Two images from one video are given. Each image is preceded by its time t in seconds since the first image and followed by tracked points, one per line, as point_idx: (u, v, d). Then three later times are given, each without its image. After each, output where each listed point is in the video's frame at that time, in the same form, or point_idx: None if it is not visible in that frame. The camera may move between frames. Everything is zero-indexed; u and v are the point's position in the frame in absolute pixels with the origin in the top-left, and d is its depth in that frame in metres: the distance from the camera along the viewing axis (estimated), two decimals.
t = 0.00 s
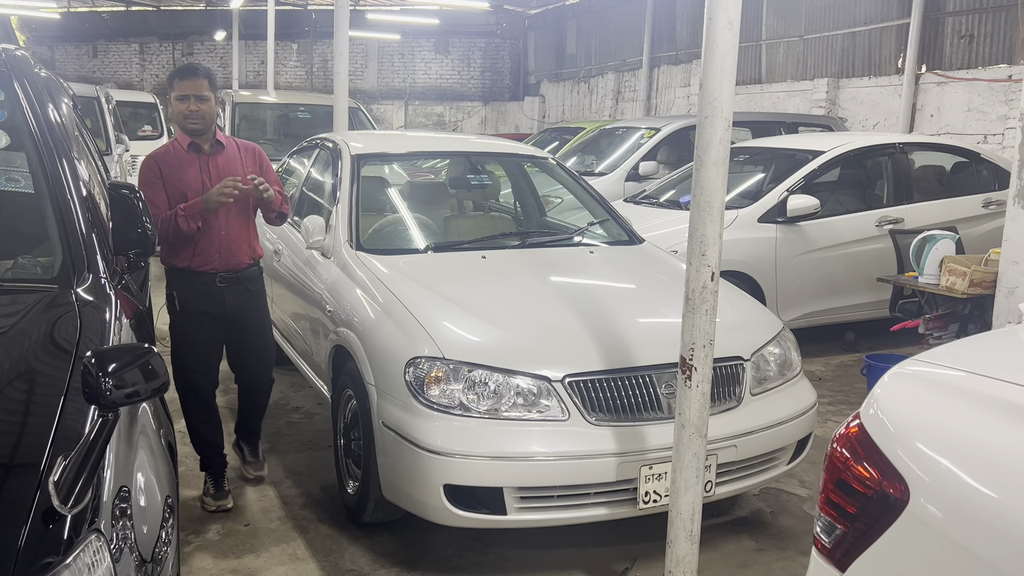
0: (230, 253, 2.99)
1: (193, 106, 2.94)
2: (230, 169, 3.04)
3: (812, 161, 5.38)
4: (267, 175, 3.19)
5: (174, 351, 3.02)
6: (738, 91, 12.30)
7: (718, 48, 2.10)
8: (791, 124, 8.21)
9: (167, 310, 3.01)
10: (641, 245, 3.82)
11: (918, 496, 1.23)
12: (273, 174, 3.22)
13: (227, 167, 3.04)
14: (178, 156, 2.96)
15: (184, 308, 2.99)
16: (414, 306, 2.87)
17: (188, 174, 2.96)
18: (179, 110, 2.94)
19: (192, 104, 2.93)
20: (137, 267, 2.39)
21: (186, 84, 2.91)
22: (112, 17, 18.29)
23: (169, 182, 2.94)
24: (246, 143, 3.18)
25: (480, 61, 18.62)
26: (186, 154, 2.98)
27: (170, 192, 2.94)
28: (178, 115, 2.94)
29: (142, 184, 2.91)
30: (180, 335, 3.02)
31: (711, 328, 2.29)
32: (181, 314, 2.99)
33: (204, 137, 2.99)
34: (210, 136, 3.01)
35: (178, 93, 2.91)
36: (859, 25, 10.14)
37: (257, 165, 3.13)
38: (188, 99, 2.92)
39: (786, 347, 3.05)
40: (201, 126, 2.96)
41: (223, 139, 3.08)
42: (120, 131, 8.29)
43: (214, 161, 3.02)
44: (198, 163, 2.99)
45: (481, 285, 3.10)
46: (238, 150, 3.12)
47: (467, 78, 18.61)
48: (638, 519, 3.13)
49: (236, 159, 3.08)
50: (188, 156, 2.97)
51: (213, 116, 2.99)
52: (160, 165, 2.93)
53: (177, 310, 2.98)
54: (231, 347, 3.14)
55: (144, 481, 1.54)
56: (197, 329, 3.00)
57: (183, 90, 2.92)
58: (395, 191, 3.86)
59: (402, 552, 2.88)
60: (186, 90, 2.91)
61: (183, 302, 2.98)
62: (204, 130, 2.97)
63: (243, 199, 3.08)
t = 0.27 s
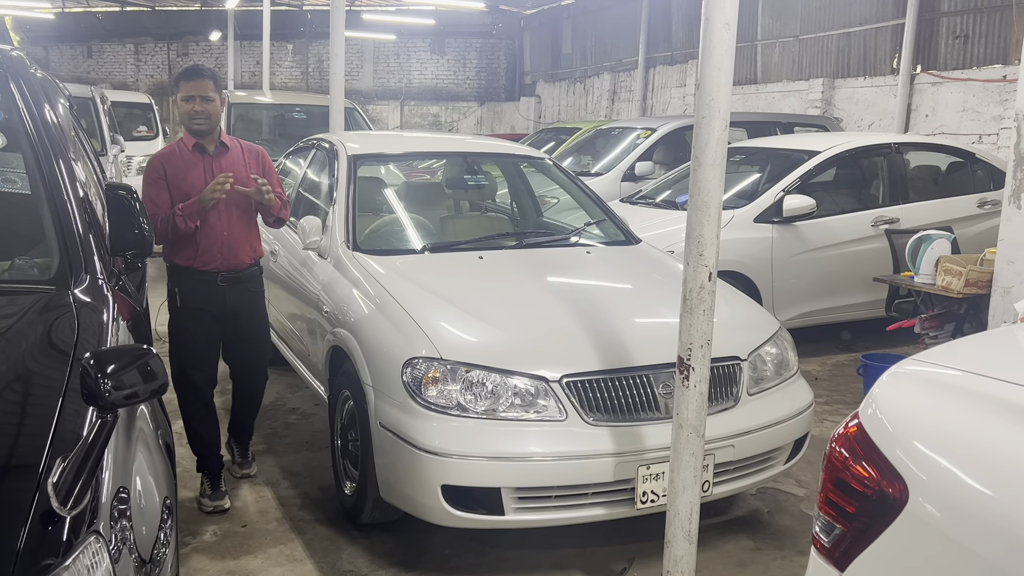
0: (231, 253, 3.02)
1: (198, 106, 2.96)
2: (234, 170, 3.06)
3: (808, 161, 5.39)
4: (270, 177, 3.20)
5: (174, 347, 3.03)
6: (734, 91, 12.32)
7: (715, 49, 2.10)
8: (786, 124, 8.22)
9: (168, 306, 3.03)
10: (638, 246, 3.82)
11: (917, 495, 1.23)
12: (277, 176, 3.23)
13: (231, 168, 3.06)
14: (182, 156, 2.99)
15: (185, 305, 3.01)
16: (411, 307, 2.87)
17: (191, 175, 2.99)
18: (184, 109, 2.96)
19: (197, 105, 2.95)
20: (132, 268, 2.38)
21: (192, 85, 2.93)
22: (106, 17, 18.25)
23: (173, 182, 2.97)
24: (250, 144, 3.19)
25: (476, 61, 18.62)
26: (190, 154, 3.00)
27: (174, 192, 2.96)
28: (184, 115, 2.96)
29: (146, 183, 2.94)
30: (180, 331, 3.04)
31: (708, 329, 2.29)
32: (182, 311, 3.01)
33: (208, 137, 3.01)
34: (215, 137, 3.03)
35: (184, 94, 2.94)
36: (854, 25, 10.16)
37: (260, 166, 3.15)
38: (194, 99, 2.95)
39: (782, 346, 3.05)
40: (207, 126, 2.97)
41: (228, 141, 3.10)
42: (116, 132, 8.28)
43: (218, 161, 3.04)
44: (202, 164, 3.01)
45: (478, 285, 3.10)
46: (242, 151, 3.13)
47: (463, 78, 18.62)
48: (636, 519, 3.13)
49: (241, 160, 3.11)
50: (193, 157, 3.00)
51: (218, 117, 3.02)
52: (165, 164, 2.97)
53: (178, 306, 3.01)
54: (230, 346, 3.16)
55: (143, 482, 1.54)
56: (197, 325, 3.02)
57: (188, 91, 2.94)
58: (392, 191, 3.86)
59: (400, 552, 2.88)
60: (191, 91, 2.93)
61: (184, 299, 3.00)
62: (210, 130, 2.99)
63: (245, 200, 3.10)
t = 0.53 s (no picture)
0: (235, 254, 3.05)
1: (209, 107, 3.02)
2: (241, 173, 3.09)
3: (803, 161, 5.40)
4: (279, 181, 3.22)
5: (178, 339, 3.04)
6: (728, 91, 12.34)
7: (712, 49, 2.11)
8: (781, 124, 8.24)
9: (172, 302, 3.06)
10: (634, 246, 3.83)
11: (915, 493, 1.23)
12: (286, 181, 3.25)
13: (239, 171, 3.09)
14: (191, 158, 3.03)
15: (189, 302, 3.03)
16: (408, 307, 2.87)
17: (199, 177, 3.02)
18: (196, 111, 3.01)
19: (208, 106, 3.01)
20: (130, 269, 2.39)
21: (204, 86, 2.99)
22: (100, 18, 18.20)
23: (181, 183, 3.01)
24: (261, 148, 3.22)
25: (471, 61, 18.62)
26: (200, 156, 3.04)
27: (181, 193, 3.01)
28: (195, 116, 3.02)
29: (155, 183, 2.99)
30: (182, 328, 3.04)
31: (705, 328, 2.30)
32: (186, 307, 3.03)
33: (218, 140, 3.05)
34: (225, 139, 3.06)
35: (196, 95, 3.01)
36: (849, 25, 10.19)
37: (268, 170, 3.17)
38: (205, 100, 3.01)
39: (779, 346, 3.06)
40: (217, 126, 3.02)
41: (239, 144, 3.13)
42: (110, 133, 8.26)
43: (227, 164, 3.08)
44: (211, 166, 3.05)
45: (475, 285, 3.11)
46: (252, 154, 3.16)
47: (458, 78, 18.63)
48: (633, 519, 3.14)
49: (249, 164, 3.14)
50: (202, 159, 3.03)
51: (230, 119, 3.06)
52: (173, 165, 3.00)
53: (182, 302, 3.03)
54: (232, 344, 3.18)
55: (142, 483, 1.54)
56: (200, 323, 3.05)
57: (201, 92, 3.01)
58: (388, 192, 3.86)
59: (398, 553, 2.87)
60: (203, 92, 3.00)
61: (188, 296, 3.03)
62: (220, 131, 3.03)
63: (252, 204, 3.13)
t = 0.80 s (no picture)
0: (235, 255, 3.13)
1: (218, 107, 3.12)
2: (244, 175, 3.16)
3: (798, 161, 5.41)
4: (282, 185, 3.28)
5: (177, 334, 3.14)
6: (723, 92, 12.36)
7: (708, 49, 2.11)
8: (776, 124, 8.26)
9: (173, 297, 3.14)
10: (630, 246, 3.83)
11: (911, 492, 1.24)
12: (290, 185, 3.31)
13: (242, 173, 3.17)
14: (196, 158, 3.11)
15: (188, 297, 3.12)
16: (405, 308, 2.87)
17: (202, 177, 3.10)
18: (205, 111, 3.12)
19: (218, 106, 3.13)
20: (126, 269, 2.40)
21: (213, 87, 3.10)
22: (94, 18, 18.15)
23: (185, 183, 3.10)
24: (266, 151, 3.28)
25: (466, 61, 18.62)
26: (205, 157, 3.12)
27: (184, 192, 3.09)
28: (204, 115, 3.12)
29: (160, 181, 3.08)
30: (182, 323, 3.13)
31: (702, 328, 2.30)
32: (186, 302, 3.12)
33: (223, 141, 3.13)
34: (230, 141, 3.14)
35: (206, 95, 3.12)
36: (842, 26, 10.22)
37: (271, 173, 3.23)
38: (215, 100, 3.12)
39: (774, 345, 3.07)
40: (225, 125, 3.12)
41: (244, 146, 3.20)
42: (104, 134, 8.24)
43: (230, 166, 3.15)
44: (215, 167, 3.12)
45: (471, 286, 3.11)
46: (257, 157, 3.23)
47: (453, 79, 18.62)
48: (629, 519, 3.14)
49: (253, 167, 3.20)
50: (206, 161, 3.11)
51: (237, 121, 3.15)
52: (178, 165, 3.08)
53: (182, 297, 3.11)
54: (230, 338, 3.25)
55: (140, 484, 1.54)
56: (199, 318, 3.13)
57: (211, 92, 3.12)
58: (384, 192, 3.85)
59: (395, 553, 2.87)
60: (213, 92, 3.11)
61: (188, 292, 3.11)
62: (227, 131, 3.12)
63: (253, 206, 3.20)
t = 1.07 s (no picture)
0: (228, 254, 3.15)
1: (223, 107, 3.14)
2: (241, 175, 3.18)
3: (792, 161, 5.43)
4: (281, 186, 3.29)
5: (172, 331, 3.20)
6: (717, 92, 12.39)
7: (703, 49, 2.12)
8: (770, 124, 8.28)
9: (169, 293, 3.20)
10: (626, 246, 3.84)
11: (909, 490, 1.24)
12: (289, 187, 3.31)
13: (240, 173, 3.19)
14: (196, 156, 3.15)
15: (183, 293, 3.17)
16: (401, 308, 2.87)
17: (200, 175, 3.14)
18: (209, 110, 3.14)
19: (223, 105, 3.15)
20: (122, 271, 2.39)
21: (217, 87, 3.12)
22: (86, 19, 18.11)
23: (183, 180, 3.14)
24: (267, 151, 3.30)
25: (460, 62, 18.63)
26: (205, 155, 3.16)
27: (182, 190, 3.13)
28: (208, 114, 3.15)
29: (160, 177, 3.13)
30: (177, 320, 3.19)
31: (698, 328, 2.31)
32: (180, 297, 3.18)
33: (223, 140, 3.15)
34: (230, 140, 3.17)
35: (211, 94, 3.13)
36: (836, 26, 10.25)
37: (270, 174, 3.25)
38: (219, 100, 3.13)
39: (770, 345, 3.08)
40: (228, 125, 3.14)
41: (244, 146, 3.23)
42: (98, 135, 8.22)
43: (229, 165, 3.18)
44: (214, 166, 3.16)
45: (467, 286, 3.11)
46: (256, 157, 3.25)
47: (447, 79, 18.63)
48: (626, 518, 3.15)
49: (251, 168, 3.22)
50: (206, 159, 3.15)
51: (240, 121, 3.17)
52: (178, 162, 3.13)
53: (177, 293, 3.17)
54: (226, 336, 3.28)
55: (138, 486, 1.53)
56: (194, 314, 3.18)
57: (216, 92, 3.13)
58: (379, 193, 3.85)
59: (392, 554, 2.87)
60: (218, 92, 3.12)
61: (182, 287, 3.18)
62: (229, 131, 3.14)
63: (250, 206, 3.22)
